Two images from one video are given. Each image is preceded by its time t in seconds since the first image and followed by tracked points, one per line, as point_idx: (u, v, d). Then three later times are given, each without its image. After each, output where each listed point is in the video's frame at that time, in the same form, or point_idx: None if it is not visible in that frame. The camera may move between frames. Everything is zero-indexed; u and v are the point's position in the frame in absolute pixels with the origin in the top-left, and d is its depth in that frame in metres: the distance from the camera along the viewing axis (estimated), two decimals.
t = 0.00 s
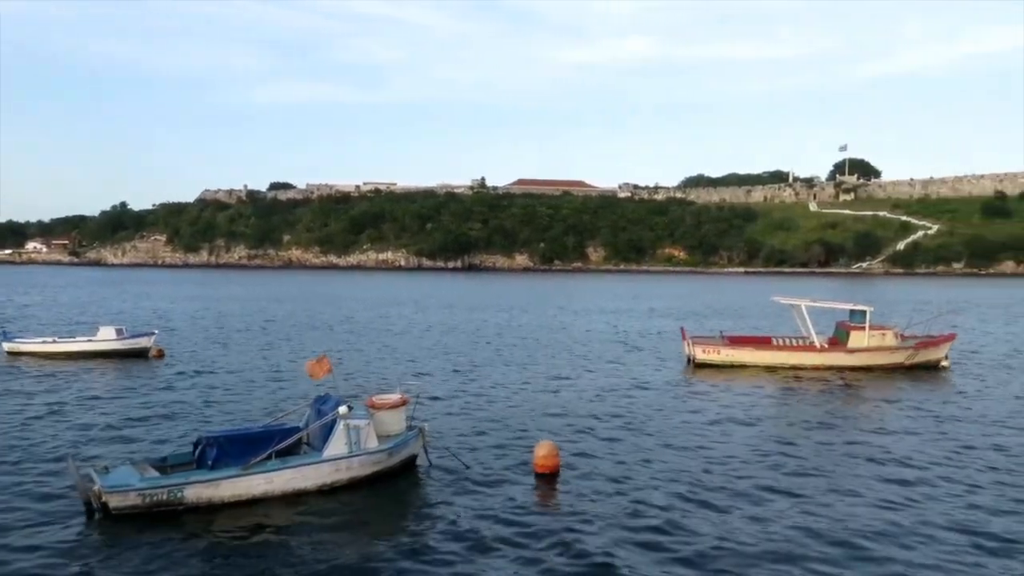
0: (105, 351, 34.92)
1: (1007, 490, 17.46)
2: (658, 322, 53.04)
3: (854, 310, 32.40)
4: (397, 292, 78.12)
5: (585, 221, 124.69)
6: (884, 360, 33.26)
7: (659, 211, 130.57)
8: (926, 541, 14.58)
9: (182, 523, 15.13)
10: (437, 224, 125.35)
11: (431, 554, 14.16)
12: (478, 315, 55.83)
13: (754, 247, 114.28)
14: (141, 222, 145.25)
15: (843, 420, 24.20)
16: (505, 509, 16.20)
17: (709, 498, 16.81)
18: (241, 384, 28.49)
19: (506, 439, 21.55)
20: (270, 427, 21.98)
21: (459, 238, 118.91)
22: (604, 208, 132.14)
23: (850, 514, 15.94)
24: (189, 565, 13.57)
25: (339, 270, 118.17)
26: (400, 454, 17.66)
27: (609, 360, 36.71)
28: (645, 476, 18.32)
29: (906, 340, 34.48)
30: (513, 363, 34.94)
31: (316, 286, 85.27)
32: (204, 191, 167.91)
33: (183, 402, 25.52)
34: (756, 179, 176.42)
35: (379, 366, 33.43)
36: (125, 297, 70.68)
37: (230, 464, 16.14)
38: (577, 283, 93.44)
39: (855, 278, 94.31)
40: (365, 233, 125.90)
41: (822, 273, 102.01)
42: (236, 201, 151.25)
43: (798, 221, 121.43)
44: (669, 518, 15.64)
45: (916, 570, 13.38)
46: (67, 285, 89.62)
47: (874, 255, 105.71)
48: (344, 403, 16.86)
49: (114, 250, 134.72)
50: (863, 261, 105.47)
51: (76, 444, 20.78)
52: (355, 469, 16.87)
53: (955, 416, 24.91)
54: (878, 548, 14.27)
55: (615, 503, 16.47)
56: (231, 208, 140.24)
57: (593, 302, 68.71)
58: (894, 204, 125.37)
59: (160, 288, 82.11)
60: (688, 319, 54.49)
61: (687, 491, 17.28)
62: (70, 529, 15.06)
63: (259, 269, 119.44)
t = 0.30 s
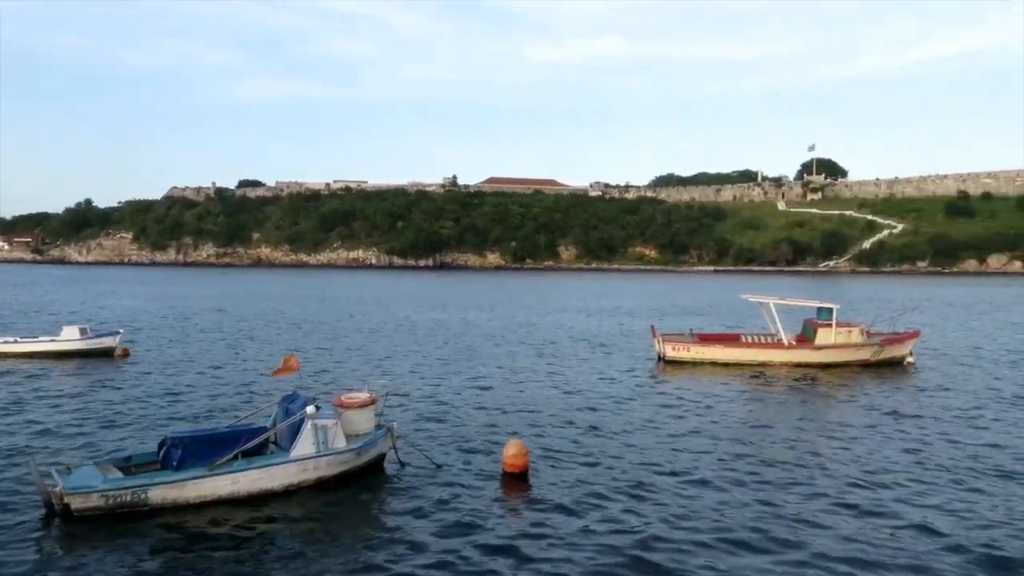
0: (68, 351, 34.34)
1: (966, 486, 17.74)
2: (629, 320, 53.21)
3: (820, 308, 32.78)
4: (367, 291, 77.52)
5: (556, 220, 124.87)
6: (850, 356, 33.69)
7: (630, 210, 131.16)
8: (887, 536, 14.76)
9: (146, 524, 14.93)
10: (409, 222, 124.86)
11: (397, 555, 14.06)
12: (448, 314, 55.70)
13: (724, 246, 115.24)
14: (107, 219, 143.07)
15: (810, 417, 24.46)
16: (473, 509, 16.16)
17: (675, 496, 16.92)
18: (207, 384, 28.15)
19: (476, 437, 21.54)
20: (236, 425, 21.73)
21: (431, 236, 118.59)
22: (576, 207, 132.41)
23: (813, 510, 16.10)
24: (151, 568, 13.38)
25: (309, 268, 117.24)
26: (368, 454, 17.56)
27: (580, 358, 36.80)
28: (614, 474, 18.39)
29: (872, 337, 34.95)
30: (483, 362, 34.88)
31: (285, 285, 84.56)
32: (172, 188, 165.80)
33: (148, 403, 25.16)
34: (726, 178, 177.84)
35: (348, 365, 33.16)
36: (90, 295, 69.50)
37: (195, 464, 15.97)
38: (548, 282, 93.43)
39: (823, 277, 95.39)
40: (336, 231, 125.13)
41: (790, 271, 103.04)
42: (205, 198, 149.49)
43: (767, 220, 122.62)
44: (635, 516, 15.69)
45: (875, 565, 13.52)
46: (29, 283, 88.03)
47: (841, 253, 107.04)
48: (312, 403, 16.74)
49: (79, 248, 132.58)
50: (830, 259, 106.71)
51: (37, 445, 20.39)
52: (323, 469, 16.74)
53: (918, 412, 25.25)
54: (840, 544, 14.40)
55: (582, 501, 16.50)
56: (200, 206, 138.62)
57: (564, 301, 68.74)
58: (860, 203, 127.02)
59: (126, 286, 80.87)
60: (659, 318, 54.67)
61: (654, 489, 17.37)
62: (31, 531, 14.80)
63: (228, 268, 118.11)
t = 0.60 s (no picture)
0: (23, 352, 33.62)
1: (920, 484, 18.05)
2: (593, 320, 53.41)
3: (781, 308, 33.22)
4: (330, 291, 76.84)
5: (522, 220, 125.10)
6: (810, 356, 34.18)
7: (595, 210, 131.74)
8: (843, 533, 14.96)
9: (99, 527, 14.66)
10: (373, 221, 124.15)
11: (357, 560, 13.92)
12: (411, 314, 55.50)
13: (687, 247, 116.32)
14: (64, 217, 140.16)
15: (770, 417, 24.76)
16: (435, 511, 16.07)
17: (637, 496, 17.00)
18: (166, 385, 27.74)
19: (439, 440, 21.49)
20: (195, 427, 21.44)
21: (396, 236, 118.14)
22: (541, 207, 132.64)
23: (771, 509, 16.26)
24: (103, 572, 13.14)
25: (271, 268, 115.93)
26: (330, 456, 17.39)
27: (543, 359, 36.91)
28: (576, 475, 18.43)
29: (831, 337, 35.45)
30: (446, 362, 34.84)
31: (246, 285, 83.65)
32: (132, 186, 162.95)
33: (105, 405, 24.74)
34: (690, 179, 179.44)
35: (310, 367, 32.86)
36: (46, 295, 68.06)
37: (152, 467, 15.72)
38: (512, 282, 93.43)
39: (784, 277, 96.58)
40: (300, 231, 123.97)
41: (752, 272, 104.30)
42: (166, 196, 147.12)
43: (729, 221, 123.90)
44: (596, 518, 15.74)
45: (831, 563, 13.67)
46: None
47: (802, 254, 108.64)
48: (273, 405, 16.51)
49: (35, 246, 129.74)
50: (792, 260, 108.18)
51: None
52: (283, 472, 16.55)
53: (874, 411, 25.65)
54: (797, 542, 14.58)
55: (545, 504, 16.51)
56: (160, 204, 136.50)
57: (528, 301, 68.83)
58: (821, 205, 128.94)
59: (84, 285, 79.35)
60: (623, 318, 54.95)
61: (616, 489, 17.44)
62: None
63: (189, 267, 116.35)
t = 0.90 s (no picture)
0: None
1: (869, 483, 18.37)
2: (551, 322, 53.51)
3: (735, 309, 33.64)
4: (284, 291, 75.69)
5: (480, 221, 124.99)
6: (763, 357, 34.63)
7: (554, 211, 132.16)
8: (794, 531, 15.16)
9: (43, 531, 14.28)
10: (331, 221, 123.04)
11: (308, 566, 13.70)
12: (368, 315, 55.14)
13: (644, 248, 117.27)
14: (9, 215, 136.18)
15: (725, 417, 25.05)
16: (389, 514, 15.92)
17: (592, 497, 17.04)
18: (114, 387, 27.12)
19: (395, 441, 21.35)
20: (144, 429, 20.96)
21: (353, 236, 117.18)
22: (500, 208, 132.69)
23: (724, 508, 16.41)
24: None
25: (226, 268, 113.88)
26: (282, 461, 17.12)
27: (500, 360, 36.92)
28: (531, 477, 18.43)
29: (784, 338, 35.98)
30: (402, 364, 34.68)
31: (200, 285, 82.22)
32: (82, 184, 159.10)
33: (50, 407, 24.10)
34: (647, 182, 181.05)
35: (263, 369, 32.35)
36: None
37: (99, 470, 15.33)
38: (471, 283, 93.04)
39: (739, 279, 97.91)
40: (256, 231, 122.27)
41: (708, 273, 105.54)
42: (117, 195, 143.86)
43: (686, 224, 125.28)
44: (551, 519, 15.73)
45: (782, 562, 13.82)
46: None
47: (756, 256, 110.23)
48: (224, 409, 16.19)
49: None
50: (747, 262, 109.75)
51: None
52: (233, 476, 16.26)
53: (825, 412, 26.14)
54: (748, 541, 14.73)
55: (499, 505, 16.47)
56: (111, 202, 133.54)
57: (486, 302, 68.67)
58: (775, 208, 131.04)
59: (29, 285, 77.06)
60: (581, 319, 55.05)
61: (571, 490, 17.47)
62: None
63: (140, 266, 113.91)
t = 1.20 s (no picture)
0: None
1: (818, 485, 18.63)
2: (506, 325, 53.48)
3: (688, 313, 33.99)
4: (234, 294, 74.37)
5: (436, 224, 124.55)
6: (716, 360, 35.01)
7: (510, 215, 132.26)
8: (744, 533, 15.34)
9: None
10: (284, 224, 121.52)
11: (257, 575, 13.40)
12: (322, 319, 54.52)
13: (599, 252, 117.86)
14: None
15: (678, 419, 25.27)
16: (341, 520, 15.66)
17: (548, 501, 17.00)
18: (56, 391, 26.34)
19: (348, 445, 21.11)
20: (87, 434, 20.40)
21: (306, 238, 115.98)
22: (456, 211, 132.39)
23: (677, 512, 16.51)
24: None
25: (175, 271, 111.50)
26: (231, 466, 16.77)
27: (455, 363, 36.76)
28: (485, 480, 18.34)
29: (736, 341, 36.40)
30: (355, 367, 34.36)
31: (148, 288, 80.36)
32: (25, 184, 154.64)
33: None
34: (602, 186, 182.36)
35: (213, 373, 31.74)
36: None
37: (38, 476, 14.88)
38: (425, 287, 92.60)
39: (693, 283, 99.00)
40: (206, 233, 120.08)
41: (662, 277, 106.60)
42: (62, 195, 140.05)
43: (641, 228, 126.41)
44: (505, 524, 15.65)
45: (733, 565, 13.94)
46: None
47: (708, 261, 111.64)
48: (170, 413, 15.80)
49: None
50: (700, 267, 111.02)
51: None
52: (179, 482, 15.88)
53: (775, 414, 26.54)
54: (700, 544, 14.82)
55: (454, 510, 16.32)
56: (55, 203, 129.95)
57: (440, 306, 68.34)
58: (727, 213, 132.96)
59: None
60: (536, 323, 55.10)
61: (524, 494, 17.44)
62: None
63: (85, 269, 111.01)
